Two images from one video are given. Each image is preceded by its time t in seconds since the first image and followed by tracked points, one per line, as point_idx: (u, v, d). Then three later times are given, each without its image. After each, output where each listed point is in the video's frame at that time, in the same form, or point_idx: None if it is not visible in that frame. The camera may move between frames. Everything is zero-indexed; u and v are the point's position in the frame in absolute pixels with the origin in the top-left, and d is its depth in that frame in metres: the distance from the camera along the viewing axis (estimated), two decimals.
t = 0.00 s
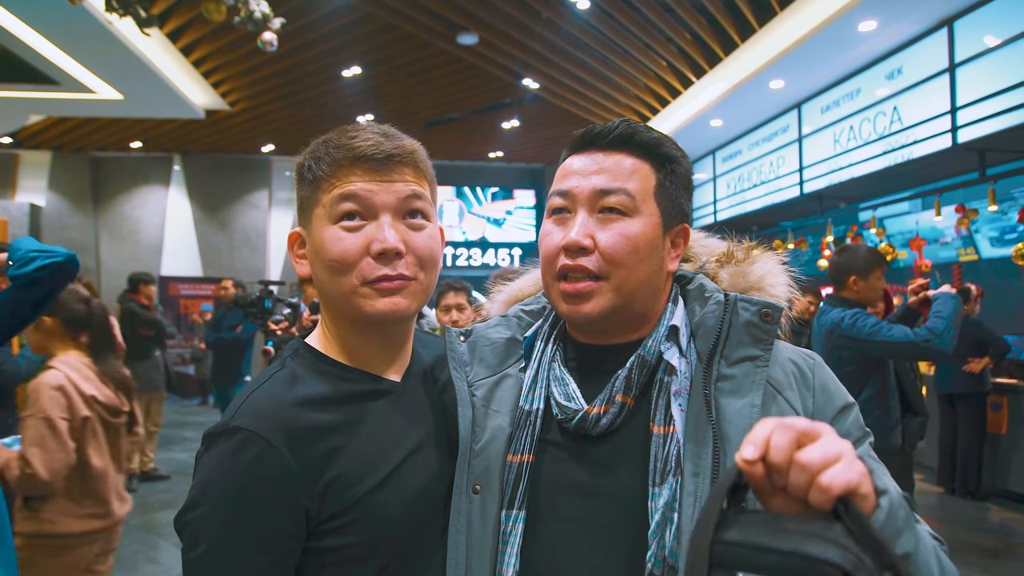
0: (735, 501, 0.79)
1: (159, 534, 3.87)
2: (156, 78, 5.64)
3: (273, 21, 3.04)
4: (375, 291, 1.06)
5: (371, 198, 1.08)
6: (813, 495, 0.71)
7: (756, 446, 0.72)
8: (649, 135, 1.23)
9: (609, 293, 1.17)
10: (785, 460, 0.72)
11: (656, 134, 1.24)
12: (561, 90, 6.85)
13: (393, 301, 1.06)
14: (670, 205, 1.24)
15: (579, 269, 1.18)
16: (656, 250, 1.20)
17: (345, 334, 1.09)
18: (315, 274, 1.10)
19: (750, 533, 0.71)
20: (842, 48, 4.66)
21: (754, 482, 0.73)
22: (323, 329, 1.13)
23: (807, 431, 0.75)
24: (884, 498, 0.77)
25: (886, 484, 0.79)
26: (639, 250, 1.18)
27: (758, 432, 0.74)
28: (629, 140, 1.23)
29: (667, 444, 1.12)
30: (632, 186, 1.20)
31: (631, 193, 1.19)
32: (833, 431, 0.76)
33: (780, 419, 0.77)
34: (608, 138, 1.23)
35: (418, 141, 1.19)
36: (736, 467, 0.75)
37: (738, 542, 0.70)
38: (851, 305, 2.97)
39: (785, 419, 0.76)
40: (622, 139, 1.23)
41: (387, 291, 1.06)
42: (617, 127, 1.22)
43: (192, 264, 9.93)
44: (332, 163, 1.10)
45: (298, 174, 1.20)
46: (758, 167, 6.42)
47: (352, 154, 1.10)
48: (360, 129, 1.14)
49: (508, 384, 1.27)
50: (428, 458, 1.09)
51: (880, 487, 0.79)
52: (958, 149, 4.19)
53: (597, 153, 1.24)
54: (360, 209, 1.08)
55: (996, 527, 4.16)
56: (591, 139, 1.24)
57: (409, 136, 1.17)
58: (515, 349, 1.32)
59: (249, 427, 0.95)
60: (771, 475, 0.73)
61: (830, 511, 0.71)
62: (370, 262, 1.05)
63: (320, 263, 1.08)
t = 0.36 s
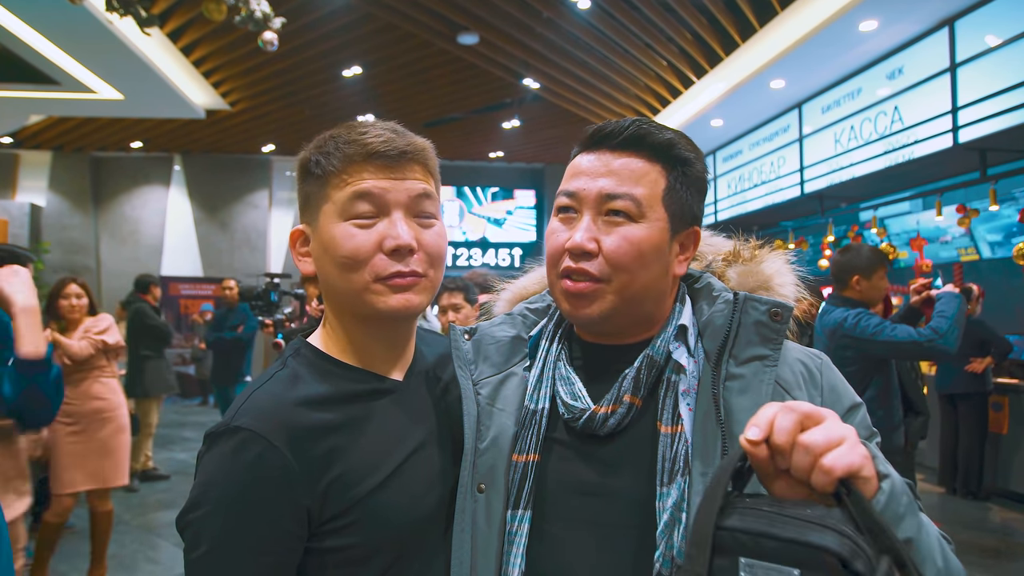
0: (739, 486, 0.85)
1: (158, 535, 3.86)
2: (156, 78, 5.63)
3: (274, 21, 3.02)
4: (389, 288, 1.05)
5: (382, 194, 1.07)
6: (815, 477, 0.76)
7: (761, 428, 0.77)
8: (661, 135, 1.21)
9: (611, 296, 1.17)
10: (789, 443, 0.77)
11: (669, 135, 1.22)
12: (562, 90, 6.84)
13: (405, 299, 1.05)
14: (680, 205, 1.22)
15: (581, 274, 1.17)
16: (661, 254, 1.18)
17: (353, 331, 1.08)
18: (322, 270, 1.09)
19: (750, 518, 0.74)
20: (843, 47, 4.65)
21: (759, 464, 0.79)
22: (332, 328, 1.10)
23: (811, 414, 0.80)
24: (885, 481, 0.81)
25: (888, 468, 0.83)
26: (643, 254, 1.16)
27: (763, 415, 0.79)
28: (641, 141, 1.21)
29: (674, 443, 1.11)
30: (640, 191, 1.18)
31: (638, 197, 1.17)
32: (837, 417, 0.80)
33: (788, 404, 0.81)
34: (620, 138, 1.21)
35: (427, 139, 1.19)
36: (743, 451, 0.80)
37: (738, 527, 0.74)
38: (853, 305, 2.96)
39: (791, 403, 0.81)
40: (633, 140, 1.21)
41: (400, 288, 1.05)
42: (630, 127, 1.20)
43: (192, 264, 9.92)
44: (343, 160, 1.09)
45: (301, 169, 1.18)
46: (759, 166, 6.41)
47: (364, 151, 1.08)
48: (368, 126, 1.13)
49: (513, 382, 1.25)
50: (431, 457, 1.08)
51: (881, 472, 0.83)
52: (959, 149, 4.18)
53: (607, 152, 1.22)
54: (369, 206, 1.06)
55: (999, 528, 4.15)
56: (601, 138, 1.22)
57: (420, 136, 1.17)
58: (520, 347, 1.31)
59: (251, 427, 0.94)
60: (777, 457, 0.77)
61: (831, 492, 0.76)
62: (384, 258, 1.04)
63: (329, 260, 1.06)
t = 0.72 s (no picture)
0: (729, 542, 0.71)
1: (159, 535, 3.86)
2: (156, 78, 5.62)
3: (273, 20, 3.01)
4: (439, 287, 1.10)
5: (424, 199, 1.09)
6: (807, 550, 0.65)
7: (751, 497, 0.65)
8: (672, 137, 1.21)
9: (613, 298, 1.16)
10: (782, 513, 0.65)
11: (680, 137, 1.21)
12: (562, 90, 6.84)
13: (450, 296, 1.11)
14: (687, 207, 1.22)
15: (583, 274, 1.17)
16: (665, 257, 1.18)
17: (398, 333, 1.11)
18: (367, 282, 1.06)
19: None
20: (844, 47, 4.64)
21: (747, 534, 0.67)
22: (365, 336, 1.09)
23: (804, 479, 0.67)
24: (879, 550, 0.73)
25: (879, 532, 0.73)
26: (646, 256, 1.16)
27: (753, 479, 0.67)
28: (652, 142, 1.20)
29: (677, 444, 1.11)
30: (647, 194, 1.17)
31: (645, 200, 1.17)
32: (831, 477, 0.69)
33: (774, 462, 0.69)
34: (631, 137, 1.20)
35: (428, 135, 1.19)
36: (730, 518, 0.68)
37: None
38: (855, 305, 2.96)
39: (781, 462, 0.68)
40: (644, 140, 1.20)
41: (443, 284, 1.11)
42: (641, 128, 1.19)
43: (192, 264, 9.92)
44: (375, 168, 1.07)
45: (296, 178, 1.10)
46: (759, 166, 6.40)
47: (397, 158, 1.09)
48: (374, 129, 1.11)
49: (516, 382, 1.25)
50: (433, 458, 1.07)
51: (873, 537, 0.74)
52: (959, 149, 4.18)
53: (617, 152, 1.21)
54: (414, 212, 1.08)
55: (999, 527, 4.15)
56: (612, 136, 1.21)
57: (421, 134, 1.17)
58: (523, 347, 1.30)
59: (253, 428, 0.94)
60: (766, 527, 0.66)
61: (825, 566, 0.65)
62: (434, 261, 1.08)
63: (379, 270, 1.05)
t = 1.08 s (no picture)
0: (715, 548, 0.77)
1: (159, 534, 3.87)
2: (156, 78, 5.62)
3: (274, 20, 3.01)
4: (437, 286, 1.10)
5: (421, 199, 1.09)
6: (789, 559, 0.69)
7: (734, 508, 0.70)
8: (680, 138, 1.21)
9: (622, 296, 1.16)
10: (764, 522, 0.69)
11: (689, 138, 1.22)
12: (562, 89, 6.84)
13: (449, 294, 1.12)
14: (693, 208, 1.22)
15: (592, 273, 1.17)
16: (674, 257, 1.19)
17: (399, 333, 1.11)
18: (367, 285, 1.06)
19: None
20: (844, 47, 4.65)
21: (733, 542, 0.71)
22: (365, 338, 1.09)
23: (786, 490, 0.71)
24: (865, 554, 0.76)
25: (867, 543, 0.76)
26: (656, 256, 1.16)
27: (734, 491, 0.71)
28: (661, 142, 1.20)
29: (678, 445, 1.11)
30: (656, 195, 1.17)
31: (655, 199, 1.17)
32: (814, 487, 0.73)
33: (760, 472, 0.73)
34: (640, 138, 1.20)
35: (421, 133, 1.19)
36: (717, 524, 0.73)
37: None
38: (857, 305, 2.96)
39: (764, 475, 0.72)
40: (653, 141, 1.20)
41: (442, 283, 1.12)
42: (650, 129, 1.19)
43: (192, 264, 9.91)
44: (371, 170, 1.07)
45: (291, 182, 1.09)
46: (759, 166, 6.40)
47: (391, 159, 1.09)
48: (370, 130, 1.11)
49: (518, 382, 1.25)
50: (433, 457, 1.07)
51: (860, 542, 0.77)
52: (959, 149, 4.18)
53: (627, 152, 1.21)
54: (412, 213, 1.08)
55: (999, 527, 4.15)
56: (622, 136, 1.21)
57: (413, 132, 1.17)
58: (525, 347, 1.30)
59: (250, 429, 0.95)
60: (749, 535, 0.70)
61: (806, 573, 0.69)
62: (433, 261, 1.09)
63: (380, 273, 1.05)
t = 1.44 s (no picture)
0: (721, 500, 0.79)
1: (157, 535, 3.86)
2: (155, 78, 5.62)
3: (272, 20, 3.00)
4: (433, 283, 1.10)
5: (416, 196, 1.09)
6: (792, 491, 0.70)
7: (738, 442, 0.72)
8: (680, 133, 1.21)
9: (622, 290, 1.16)
10: (767, 455, 0.71)
11: (688, 135, 1.22)
12: (561, 89, 6.84)
13: (446, 293, 1.12)
14: (692, 205, 1.22)
15: (592, 266, 1.16)
16: (673, 252, 1.18)
17: (395, 331, 1.11)
18: (362, 284, 1.06)
19: (731, 526, 0.72)
20: (843, 47, 4.65)
21: (737, 478, 0.73)
22: (360, 335, 1.09)
23: (791, 428, 0.73)
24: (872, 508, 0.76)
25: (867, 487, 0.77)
26: (657, 249, 1.16)
27: (741, 428, 0.73)
28: (661, 138, 1.20)
29: (674, 444, 1.11)
30: (657, 188, 1.17)
31: (655, 194, 1.17)
32: (816, 430, 0.74)
33: (766, 417, 0.76)
34: (641, 133, 1.20)
35: (416, 131, 1.19)
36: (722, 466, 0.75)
37: (719, 536, 0.71)
38: (857, 305, 2.96)
39: (769, 417, 0.75)
40: (654, 137, 1.20)
41: (437, 281, 1.11)
42: (651, 125, 1.19)
43: (191, 263, 9.91)
44: (365, 168, 1.06)
45: (284, 182, 1.09)
46: (758, 166, 6.41)
47: (386, 157, 1.08)
48: (365, 127, 1.11)
49: (514, 381, 1.25)
50: (427, 456, 1.07)
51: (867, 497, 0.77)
52: (958, 149, 4.18)
53: (628, 146, 1.21)
54: (407, 211, 1.08)
55: (998, 527, 4.15)
56: (622, 131, 1.21)
57: (408, 130, 1.17)
58: (521, 346, 1.30)
59: (244, 428, 0.94)
60: (755, 470, 0.72)
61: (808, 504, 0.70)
62: (428, 259, 1.09)
63: (375, 271, 1.05)
